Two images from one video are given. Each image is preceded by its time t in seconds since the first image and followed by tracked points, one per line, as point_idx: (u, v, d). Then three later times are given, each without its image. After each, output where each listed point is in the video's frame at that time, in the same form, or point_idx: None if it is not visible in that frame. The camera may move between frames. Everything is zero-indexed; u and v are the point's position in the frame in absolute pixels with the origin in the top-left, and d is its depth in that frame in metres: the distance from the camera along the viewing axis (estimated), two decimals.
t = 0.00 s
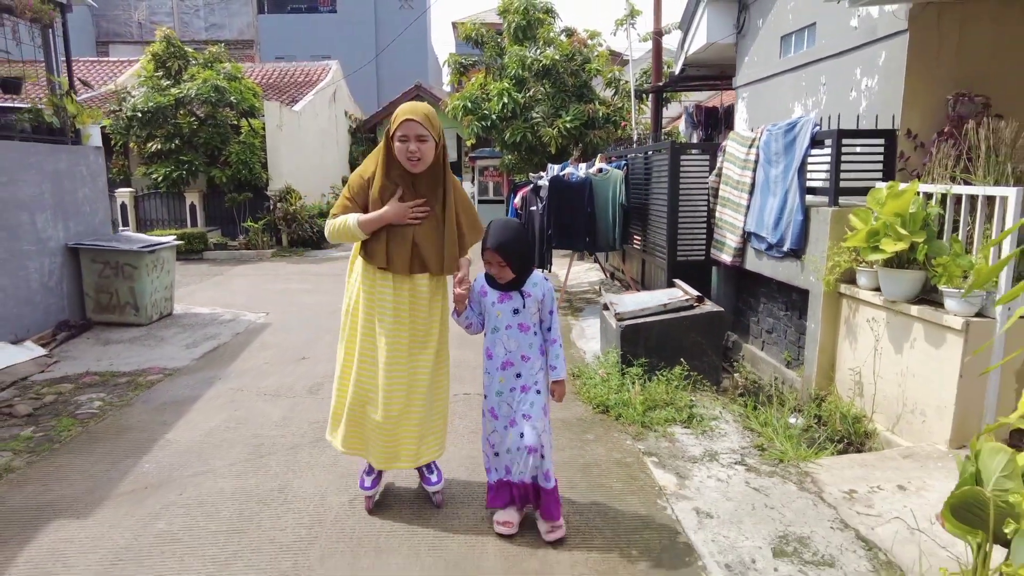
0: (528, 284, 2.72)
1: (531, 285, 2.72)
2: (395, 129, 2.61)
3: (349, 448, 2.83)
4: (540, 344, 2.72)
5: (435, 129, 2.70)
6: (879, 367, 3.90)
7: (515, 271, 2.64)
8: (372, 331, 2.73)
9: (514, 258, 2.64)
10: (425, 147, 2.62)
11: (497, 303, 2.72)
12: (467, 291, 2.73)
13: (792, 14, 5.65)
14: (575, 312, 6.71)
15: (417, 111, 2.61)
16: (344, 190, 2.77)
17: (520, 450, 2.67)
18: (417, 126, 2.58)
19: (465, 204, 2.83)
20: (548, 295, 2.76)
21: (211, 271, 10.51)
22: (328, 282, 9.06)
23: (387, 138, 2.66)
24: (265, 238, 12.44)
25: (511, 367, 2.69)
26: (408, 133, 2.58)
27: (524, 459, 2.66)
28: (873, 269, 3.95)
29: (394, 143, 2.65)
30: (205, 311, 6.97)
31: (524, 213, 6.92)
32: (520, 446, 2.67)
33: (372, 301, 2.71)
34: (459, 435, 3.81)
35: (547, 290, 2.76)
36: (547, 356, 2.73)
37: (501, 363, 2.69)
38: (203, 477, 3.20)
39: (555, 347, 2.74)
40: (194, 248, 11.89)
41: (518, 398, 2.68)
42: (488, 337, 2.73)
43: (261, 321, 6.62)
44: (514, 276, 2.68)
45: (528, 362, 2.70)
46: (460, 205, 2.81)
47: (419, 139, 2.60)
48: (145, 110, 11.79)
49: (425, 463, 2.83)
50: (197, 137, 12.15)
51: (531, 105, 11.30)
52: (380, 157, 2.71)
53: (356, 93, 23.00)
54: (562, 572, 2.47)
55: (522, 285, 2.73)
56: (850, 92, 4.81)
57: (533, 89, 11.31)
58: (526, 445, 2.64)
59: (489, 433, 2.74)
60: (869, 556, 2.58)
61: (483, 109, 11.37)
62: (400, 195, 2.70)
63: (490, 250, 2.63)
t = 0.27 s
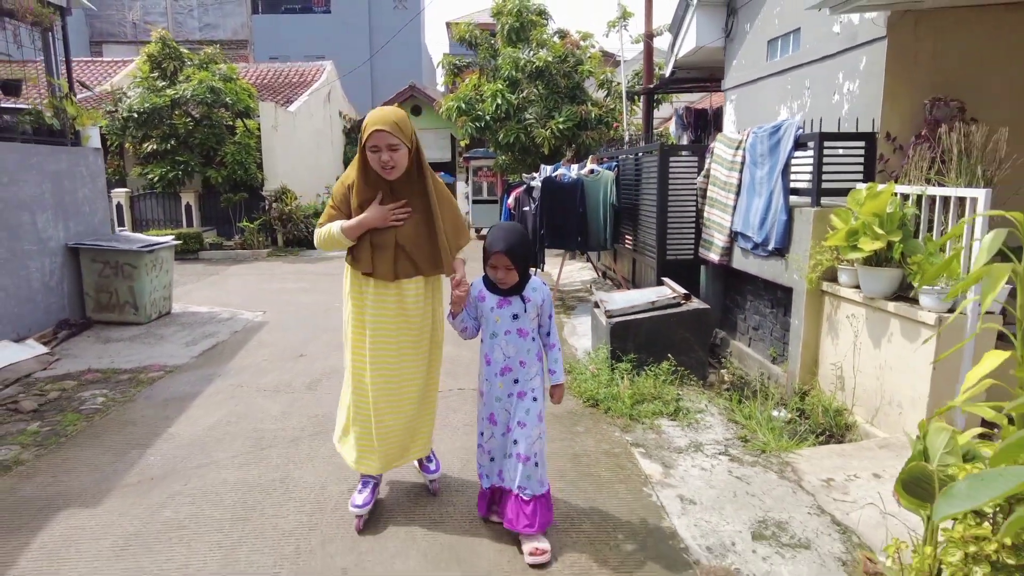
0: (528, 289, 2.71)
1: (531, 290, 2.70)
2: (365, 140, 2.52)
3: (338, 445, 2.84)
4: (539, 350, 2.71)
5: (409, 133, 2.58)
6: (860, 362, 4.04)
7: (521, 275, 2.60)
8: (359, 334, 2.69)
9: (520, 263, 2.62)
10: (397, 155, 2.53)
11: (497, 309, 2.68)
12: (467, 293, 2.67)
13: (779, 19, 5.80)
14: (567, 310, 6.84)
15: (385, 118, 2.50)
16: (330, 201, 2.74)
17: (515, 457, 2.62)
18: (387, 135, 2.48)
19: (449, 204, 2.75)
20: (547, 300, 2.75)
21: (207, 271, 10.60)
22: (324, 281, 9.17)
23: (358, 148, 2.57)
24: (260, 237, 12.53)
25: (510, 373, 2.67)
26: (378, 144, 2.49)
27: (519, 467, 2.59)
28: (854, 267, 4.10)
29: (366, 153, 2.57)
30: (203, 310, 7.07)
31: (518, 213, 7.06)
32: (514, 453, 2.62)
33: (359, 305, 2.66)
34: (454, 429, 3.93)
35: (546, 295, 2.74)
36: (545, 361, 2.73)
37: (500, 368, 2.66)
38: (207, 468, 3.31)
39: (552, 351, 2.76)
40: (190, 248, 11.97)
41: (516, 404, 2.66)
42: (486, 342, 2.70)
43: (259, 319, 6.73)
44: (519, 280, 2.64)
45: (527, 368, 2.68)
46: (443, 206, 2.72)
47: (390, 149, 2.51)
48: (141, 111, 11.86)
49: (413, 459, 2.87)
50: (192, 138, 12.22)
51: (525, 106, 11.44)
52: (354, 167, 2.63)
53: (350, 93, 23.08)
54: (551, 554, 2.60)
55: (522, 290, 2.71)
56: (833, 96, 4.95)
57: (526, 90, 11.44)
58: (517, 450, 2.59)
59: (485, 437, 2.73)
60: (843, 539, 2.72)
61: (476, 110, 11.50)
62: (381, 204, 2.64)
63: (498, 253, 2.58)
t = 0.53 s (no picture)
0: (517, 302, 2.63)
1: (521, 303, 2.64)
2: (345, 147, 2.52)
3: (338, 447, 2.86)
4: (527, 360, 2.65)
5: (388, 137, 2.60)
6: (838, 356, 4.16)
7: (519, 284, 2.57)
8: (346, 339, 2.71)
9: (517, 272, 2.59)
10: (379, 161, 2.55)
11: (485, 314, 2.65)
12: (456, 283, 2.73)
13: (763, 22, 5.93)
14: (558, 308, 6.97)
15: (365, 124, 2.51)
16: (306, 207, 2.70)
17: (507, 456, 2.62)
18: (369, 141, 2.50)
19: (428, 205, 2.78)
20: (537, 313, 2.68)
21: (203, 271, 10.68)
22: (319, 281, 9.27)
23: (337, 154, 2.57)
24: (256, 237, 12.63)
25: (497, 374, 2.66)
26: (361, 151, 2.50)
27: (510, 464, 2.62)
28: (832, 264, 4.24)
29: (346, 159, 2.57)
30: (200, 309, 7.16)
31: (509, 213, 7.17)
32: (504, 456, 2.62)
33: (344, 309, 2.69)
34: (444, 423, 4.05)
35: (537, 308, 2.68)
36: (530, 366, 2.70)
37: (488, 370, 2.65)
38: (204, 460, 3.42)
39: (542, 366, 2.63)
40: (187, 248, 12.06)
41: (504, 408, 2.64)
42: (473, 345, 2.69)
43: (254, 318, 6.83)
44: (514, 288, 2.61)
45: (514, 371, 2.67)
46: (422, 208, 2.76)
47: (372, 155, 2.52)
48: (137, 112, 11.94)
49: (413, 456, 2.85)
50: (188, 139, 12.30)
51: (518, 107, 11.56)
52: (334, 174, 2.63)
53: (346, 94, 23.18)
54: (534, 537, 2.72)
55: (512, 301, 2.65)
56: (814, 98, 5.09)
57: (519, 91, 11.57)
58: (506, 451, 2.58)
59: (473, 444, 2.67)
60: (814, 523, 2.84)
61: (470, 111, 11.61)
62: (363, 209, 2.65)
63: (499, 260, 2.53)
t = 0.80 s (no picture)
0: (506, 293, 2.70)
1: (508, 294, 2.70)
2: (355, 139, 2.53)
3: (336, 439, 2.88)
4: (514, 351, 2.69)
5: (398, 134, 2.61)
6: (822, 349, 4.26)
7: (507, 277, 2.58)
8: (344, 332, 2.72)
9: (506, 268, 2.60)
10: (389, 154, 2.55)
11: (475, 312, 2.65)
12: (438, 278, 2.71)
13: (752, 23, 6.03)
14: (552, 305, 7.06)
15: (376, 117, 2.51)
16: (310, 199, 2.69)
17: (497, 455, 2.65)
18: (378, 134, 2.50)
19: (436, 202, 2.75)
20: (525, 301, 2.74)
21: (201, 270, 10.77)
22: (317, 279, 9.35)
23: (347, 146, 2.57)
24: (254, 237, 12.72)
25: (486, 373, 2.67)
26: (370, 143, 2.51)
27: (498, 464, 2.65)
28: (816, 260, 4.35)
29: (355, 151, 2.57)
30: (199, 307, 7.25)
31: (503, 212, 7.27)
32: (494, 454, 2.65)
33: (343, 303, 2.70)
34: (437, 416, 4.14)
35: (524, 297, 2.74)
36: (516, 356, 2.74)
37: (478, 369, 2.65)
38: (202, 451, 3.52)
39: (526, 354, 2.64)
40: (185, 248, 12.14)
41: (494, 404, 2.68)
42: (463, 343, 2.70)
43: (252, 315, 6.92)
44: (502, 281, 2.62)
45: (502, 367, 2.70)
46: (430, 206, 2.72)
47: (382, 148, 2.52)
48: (135, 113, 12.03)
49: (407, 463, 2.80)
50: (186, 139, 12.39)
51: (513, 107, 11.66)
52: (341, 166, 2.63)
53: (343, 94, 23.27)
54: (521, 521, 2.82)
55: (501, 293, 2.69)
56: (800, 98, 5.20)
57: (515, 91, 11.67)
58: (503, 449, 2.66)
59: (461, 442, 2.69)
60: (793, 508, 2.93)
61: (466, 111, 11.71)
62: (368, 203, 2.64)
63: (487, 254, 2.54)
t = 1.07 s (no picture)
0: (505, 302, 2.73)
1: (507, 302, 2.73)
2: (342, 138, 2.59)
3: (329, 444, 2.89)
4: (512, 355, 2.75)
5: (386, 133, 2.67)
6: (813, 346, 4.34)
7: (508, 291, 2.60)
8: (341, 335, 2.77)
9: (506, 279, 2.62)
10: (375, 152, 2.60)
11: (472, 322, 2.67)
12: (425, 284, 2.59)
13: (745, 26, 6.12)
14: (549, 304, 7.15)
15: (361, 116, 2.57)
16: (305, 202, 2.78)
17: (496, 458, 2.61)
18: (363, 132, 2.56)
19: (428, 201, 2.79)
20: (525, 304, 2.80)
21: (201, 270, 10.84)
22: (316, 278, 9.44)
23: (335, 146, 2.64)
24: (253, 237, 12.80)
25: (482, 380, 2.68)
26: (356, 141, 2.56)
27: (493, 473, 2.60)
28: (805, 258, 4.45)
29: (343, 151, 2.63)
30: (199, 306, 7.33)
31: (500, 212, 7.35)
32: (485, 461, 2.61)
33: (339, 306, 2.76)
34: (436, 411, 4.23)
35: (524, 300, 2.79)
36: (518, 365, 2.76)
37: (474, 374, 2.67)
38: (206, 445, 3.60)
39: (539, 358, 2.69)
40: (185, 247, 12.22)
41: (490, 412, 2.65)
42: (459, 350, 2.70)
43: (252, 314, 7.00)
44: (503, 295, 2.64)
45: (500, 375, 2.71)
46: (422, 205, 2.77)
47: (367, 146, 2.58)
48: (135, 114, 12.09)
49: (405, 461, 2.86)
50: (186, 140, 12.47)
51: (511, 108, 11.76)
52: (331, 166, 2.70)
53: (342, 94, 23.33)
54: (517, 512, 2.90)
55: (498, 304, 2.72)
56: (791, 100, 5.29)
57: (512, 92, 11.76)
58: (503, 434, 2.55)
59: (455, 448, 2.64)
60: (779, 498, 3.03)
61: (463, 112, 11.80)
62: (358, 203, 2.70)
63: (490, 269, 2.54)
